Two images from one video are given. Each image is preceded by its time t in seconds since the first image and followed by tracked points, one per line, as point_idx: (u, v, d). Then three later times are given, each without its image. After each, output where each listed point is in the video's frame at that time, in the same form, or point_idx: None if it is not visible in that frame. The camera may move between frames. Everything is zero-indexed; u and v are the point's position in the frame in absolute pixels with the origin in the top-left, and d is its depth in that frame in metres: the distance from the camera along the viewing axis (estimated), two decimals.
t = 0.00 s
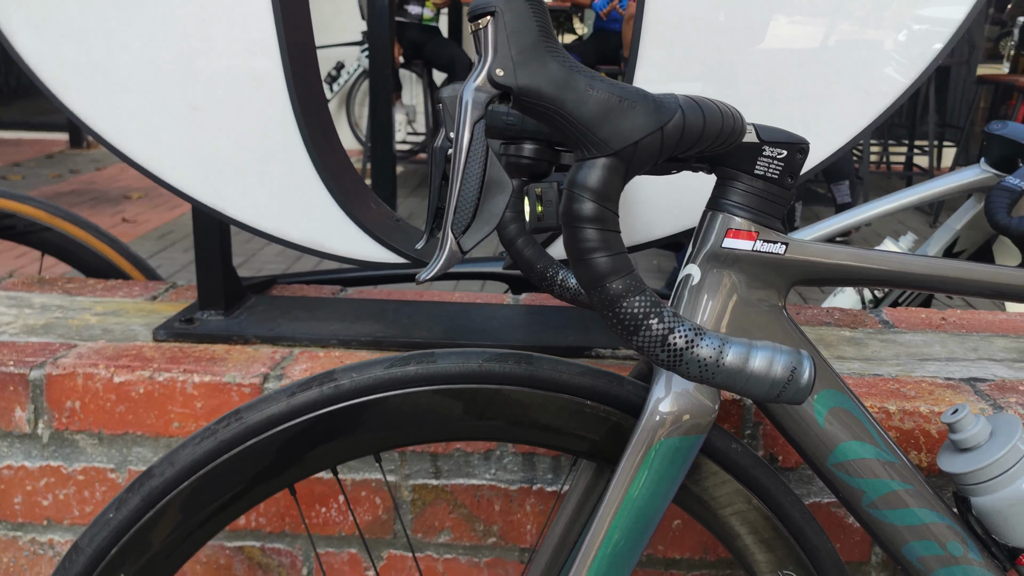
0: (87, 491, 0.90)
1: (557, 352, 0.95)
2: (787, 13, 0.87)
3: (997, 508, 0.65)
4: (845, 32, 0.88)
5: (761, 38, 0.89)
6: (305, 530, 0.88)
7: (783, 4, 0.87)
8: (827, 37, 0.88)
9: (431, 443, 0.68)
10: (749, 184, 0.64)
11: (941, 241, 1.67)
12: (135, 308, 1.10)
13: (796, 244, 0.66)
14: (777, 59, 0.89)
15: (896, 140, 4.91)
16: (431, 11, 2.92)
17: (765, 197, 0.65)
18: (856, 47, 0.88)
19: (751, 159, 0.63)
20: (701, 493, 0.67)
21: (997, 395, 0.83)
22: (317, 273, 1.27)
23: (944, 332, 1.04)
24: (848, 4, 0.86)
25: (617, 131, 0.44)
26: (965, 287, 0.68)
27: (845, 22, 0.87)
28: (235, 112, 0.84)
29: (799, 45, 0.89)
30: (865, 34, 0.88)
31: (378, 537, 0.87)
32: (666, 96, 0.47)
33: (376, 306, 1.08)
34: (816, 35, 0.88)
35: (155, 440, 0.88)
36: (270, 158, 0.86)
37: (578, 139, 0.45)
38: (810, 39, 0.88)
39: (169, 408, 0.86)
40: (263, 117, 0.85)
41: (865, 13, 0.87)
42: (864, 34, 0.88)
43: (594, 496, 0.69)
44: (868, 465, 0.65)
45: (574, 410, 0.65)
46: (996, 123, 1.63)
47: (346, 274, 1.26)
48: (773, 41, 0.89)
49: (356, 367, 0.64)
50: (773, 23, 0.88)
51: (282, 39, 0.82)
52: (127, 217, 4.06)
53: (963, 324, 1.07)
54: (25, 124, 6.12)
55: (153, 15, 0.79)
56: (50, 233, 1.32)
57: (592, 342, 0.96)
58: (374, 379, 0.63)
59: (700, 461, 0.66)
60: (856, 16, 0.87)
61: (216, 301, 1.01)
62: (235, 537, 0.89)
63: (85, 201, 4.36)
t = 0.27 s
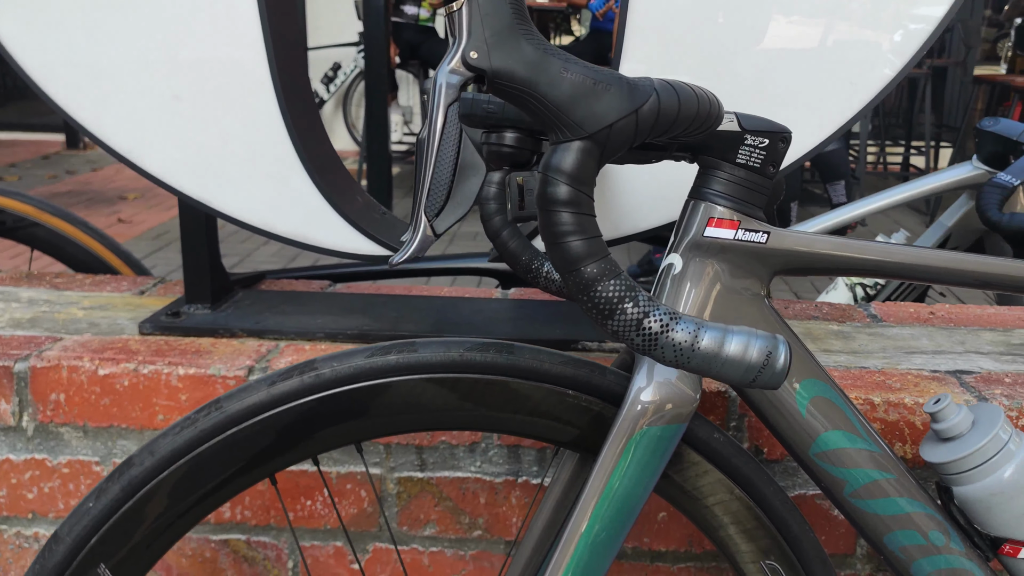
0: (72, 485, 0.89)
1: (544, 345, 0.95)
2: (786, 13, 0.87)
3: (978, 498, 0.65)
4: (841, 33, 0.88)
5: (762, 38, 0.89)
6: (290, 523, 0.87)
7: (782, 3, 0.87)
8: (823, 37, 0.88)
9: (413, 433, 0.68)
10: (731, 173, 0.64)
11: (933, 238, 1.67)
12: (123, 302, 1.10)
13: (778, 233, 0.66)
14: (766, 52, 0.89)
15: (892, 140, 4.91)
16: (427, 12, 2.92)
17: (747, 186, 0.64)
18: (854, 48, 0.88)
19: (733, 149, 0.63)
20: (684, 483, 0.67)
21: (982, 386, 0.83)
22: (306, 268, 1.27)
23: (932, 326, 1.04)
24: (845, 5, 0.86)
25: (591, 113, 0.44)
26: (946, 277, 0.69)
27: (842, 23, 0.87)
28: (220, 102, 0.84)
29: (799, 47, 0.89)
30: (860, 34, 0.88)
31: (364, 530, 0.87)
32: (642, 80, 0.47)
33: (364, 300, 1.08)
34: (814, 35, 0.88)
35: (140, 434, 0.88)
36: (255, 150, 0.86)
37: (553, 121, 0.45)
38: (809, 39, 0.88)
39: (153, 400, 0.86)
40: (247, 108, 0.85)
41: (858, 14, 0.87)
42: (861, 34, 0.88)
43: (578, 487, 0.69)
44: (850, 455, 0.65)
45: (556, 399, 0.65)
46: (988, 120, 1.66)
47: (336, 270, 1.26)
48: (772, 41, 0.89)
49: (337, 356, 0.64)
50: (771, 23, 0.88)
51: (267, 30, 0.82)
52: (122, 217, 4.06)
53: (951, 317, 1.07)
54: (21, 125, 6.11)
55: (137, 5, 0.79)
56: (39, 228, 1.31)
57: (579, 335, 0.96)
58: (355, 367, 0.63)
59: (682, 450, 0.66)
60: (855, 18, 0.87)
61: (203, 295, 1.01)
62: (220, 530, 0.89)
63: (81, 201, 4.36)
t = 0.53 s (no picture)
0: (57, 479, 0.90)
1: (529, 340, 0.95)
2: (786, 13, 0.85)
3: (957, 489, 0.65)
4: (841, 34, 0.86)
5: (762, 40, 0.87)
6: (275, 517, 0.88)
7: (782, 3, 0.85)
8: (822, 38, 0.86)
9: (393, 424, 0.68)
10: (710, 166, 0.64)
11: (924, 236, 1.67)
12: (111, 298, 1.10)
13: (757, 226, 0.66)
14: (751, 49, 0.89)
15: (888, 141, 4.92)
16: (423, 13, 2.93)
17: (726, 178, 0.65)
18: (855, 50, 0.86)
19: (712, 141, 0.64)
20: (664, 475, 0.67)
21: (964, 380, 0.83)
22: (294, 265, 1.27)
23: (917, 321, 1.04)
24: (843, 4, 0.84)
25: (562, 103, 0.44)
26: (925, 270, 0.69)
27: (841, 23, 0.85)
28: (204, 97, 0.84)
29: (801, 48, 0.87)
30: (862, 37, 0.86)
31: (348, 523, 0.87)
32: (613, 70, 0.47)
33: (351, 296, 1.08)
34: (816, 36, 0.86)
35: (125, 428, 0.88)
36: (240, 144, 0.86)
37: (524, 111, 0.45)
38: (810, 41, 0.86)
39: (138, 394, 0.86)
40: (232, 103, 0.85)
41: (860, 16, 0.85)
42: (859, 36, 0.86)
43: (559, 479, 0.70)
44: (828, 446, 0.65)
45: (536, 391, 0.65)
46: (979, 119, 1.70)
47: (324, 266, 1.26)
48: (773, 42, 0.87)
49: (317, 348, 0.64)
50: (771, 24, 0.86)
51: (251, 25, 0.82)
52: (118, 217, 4.07)
53: (937, 313, 1.07)
54: (18, 125, 6.11)
55: None
56: (30, 225, 1.31)
57: (565, 330, 0.96)
58: (335, 359, 0.63)
59: (661, 441, 0.66)
60: (853, 18, 0.85)
61: (190, 290, 1.01)
62: (206, 524, 0.89)
63: (78, 202, 4.36)
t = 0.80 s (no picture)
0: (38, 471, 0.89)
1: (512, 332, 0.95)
2: (786, 13, 0.85)
3: (934, 476, 0.65)
4: (842, 34, 0.85)
5: (751, 34, 0.86)
6: (257, 509, 0.87)
7: (783, 4, 0.85)
8: (823, 38, 0.85)
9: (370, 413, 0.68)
10: (688, 153, 0.64)
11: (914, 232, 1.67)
12: (95, 291, 1.10)
13: (734, 213, 0.66)
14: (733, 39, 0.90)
15: (883, 140, 4.93)
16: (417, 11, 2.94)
17: (704, 166, 0.65)
18: (854, 53, 0.85)
19: (689, 128, 0.64)
20: (640, 462, 0.67)
21: (946, 371, 0.83)
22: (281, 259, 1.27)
23: (902, 314, 1.04)
24: (843, 5, 0.83)
25: (530, 84, 0.44)
26: (908, 257, 0.69)
27: (839, 24, 0.84)
28: (184, 87, 0.84)
29: (802, 48, 0.86)
30: (860, 39, 0.84)
31: (330, 515, 0.87)
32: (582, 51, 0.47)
33: (336, 288, 1.08)
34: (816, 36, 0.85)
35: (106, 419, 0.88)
36: (221, 134, 0.86)
37: (492, 92, 0.45)
38: (811, 40, 0.86)
39: (118, 385, 0.86)
40: (212, 93, 0.85)
41: (861, 17, 0.83)
42: (858, 38, 0.84)
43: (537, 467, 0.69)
44: (806, 434, 0.66)
45: (512, 379, 0.65)
46: (968, 116, 1.71)
47: (311, 260, 1.26)
48: (774, 42, 0.86)
49: (293, 335, 0.64)
50: (772, 24, 0.86)
51: (232, 15, 0.82)
52: (113, 216, 4.07)
53: (923, 306, 1.07)
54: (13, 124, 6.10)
55: None
56: (16, 220, 1.31)
57: (549, 321, 0.96)
58: (311, 347, 0.63)
59: (639, 429, 0.66)
60: (852, 19, 0.84)
61: (174, 283, 1.01)
62: (187, 516, 0.89)
63: (73, 201, 4.36)
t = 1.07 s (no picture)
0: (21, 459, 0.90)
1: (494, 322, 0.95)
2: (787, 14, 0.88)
3: (904, 460, 0.66)
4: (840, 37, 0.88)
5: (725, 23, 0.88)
6: (239, 497, 0.88)
7: (784, 4, 0.87)
8: (822, 39, 0.88)
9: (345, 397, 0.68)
10: (660, 140, 0.65)
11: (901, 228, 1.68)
12: (81, 282, 1.10)
13: (705, 199, 0.66)
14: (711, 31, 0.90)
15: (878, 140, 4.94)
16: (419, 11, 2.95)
17: (676, 153, 0.65)
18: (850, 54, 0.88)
19: (661, 116, 0.64)
20: (612, 446, 0.68)
21: (922, 359, 0.84)
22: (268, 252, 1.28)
23: (883, 305, 1.05)
24: (841, 8, 0.87)
25: (492, 65, 0.45)
26: (879, 245, 0.70)
27: (838, 26, 0.87)
28: (166, 77, 0.84)
29: (801, 47, 0.89)
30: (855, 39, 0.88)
31: (312, 503, 0.88)
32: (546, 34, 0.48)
33: (320, 280, 1.08)
34: (818, 36, 0.88)
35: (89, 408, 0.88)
36: (203, 124, 0.87)
37: (455, 73, 0.45)
38: (811, 40, 0.88)
39: (100, 373, 0.86)
40: (194, 83, 0.85)
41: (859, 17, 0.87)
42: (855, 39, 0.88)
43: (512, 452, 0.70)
44: (777, 419, 0.66)
45: (486, 364, 0.66)
46: (955, 111, 1.73)
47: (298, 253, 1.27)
48: (774, 42, 0.89)
49: (268, 320, 0.65)
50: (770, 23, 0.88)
51: (213, 5, 0.82)
52: (109, 215, 4.07)
53: (904, 298, 1.08)
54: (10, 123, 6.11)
55: None
56: (5, 213, 1.32)
57: (530, 312, 0.97)
58: (285, 332, 0.64)
59: (613, 413, 0.67)
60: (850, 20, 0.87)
61: (158, 273, 1.01)
62: (169, 503, 0.89)
63: (69, 200, 4.37)
